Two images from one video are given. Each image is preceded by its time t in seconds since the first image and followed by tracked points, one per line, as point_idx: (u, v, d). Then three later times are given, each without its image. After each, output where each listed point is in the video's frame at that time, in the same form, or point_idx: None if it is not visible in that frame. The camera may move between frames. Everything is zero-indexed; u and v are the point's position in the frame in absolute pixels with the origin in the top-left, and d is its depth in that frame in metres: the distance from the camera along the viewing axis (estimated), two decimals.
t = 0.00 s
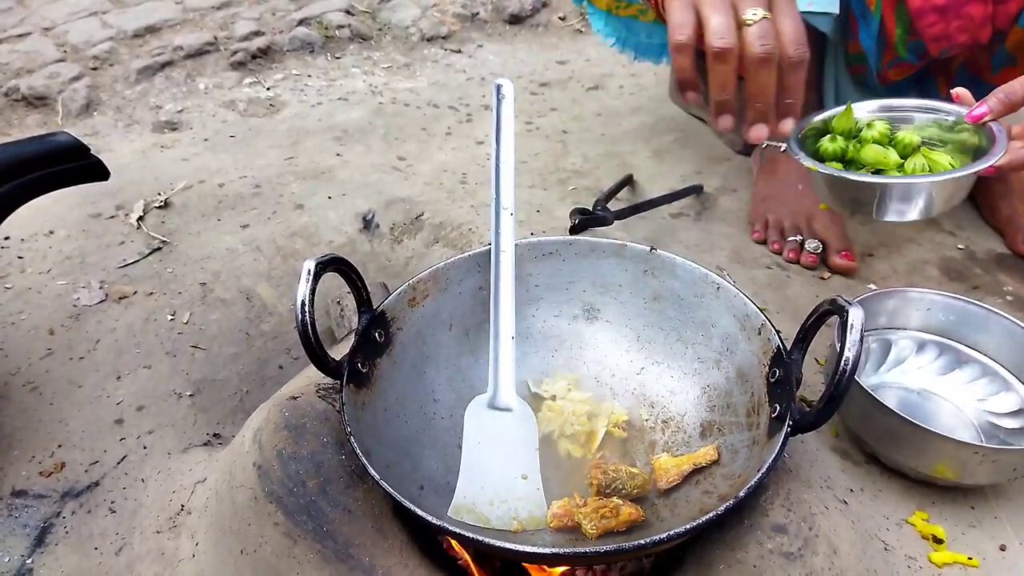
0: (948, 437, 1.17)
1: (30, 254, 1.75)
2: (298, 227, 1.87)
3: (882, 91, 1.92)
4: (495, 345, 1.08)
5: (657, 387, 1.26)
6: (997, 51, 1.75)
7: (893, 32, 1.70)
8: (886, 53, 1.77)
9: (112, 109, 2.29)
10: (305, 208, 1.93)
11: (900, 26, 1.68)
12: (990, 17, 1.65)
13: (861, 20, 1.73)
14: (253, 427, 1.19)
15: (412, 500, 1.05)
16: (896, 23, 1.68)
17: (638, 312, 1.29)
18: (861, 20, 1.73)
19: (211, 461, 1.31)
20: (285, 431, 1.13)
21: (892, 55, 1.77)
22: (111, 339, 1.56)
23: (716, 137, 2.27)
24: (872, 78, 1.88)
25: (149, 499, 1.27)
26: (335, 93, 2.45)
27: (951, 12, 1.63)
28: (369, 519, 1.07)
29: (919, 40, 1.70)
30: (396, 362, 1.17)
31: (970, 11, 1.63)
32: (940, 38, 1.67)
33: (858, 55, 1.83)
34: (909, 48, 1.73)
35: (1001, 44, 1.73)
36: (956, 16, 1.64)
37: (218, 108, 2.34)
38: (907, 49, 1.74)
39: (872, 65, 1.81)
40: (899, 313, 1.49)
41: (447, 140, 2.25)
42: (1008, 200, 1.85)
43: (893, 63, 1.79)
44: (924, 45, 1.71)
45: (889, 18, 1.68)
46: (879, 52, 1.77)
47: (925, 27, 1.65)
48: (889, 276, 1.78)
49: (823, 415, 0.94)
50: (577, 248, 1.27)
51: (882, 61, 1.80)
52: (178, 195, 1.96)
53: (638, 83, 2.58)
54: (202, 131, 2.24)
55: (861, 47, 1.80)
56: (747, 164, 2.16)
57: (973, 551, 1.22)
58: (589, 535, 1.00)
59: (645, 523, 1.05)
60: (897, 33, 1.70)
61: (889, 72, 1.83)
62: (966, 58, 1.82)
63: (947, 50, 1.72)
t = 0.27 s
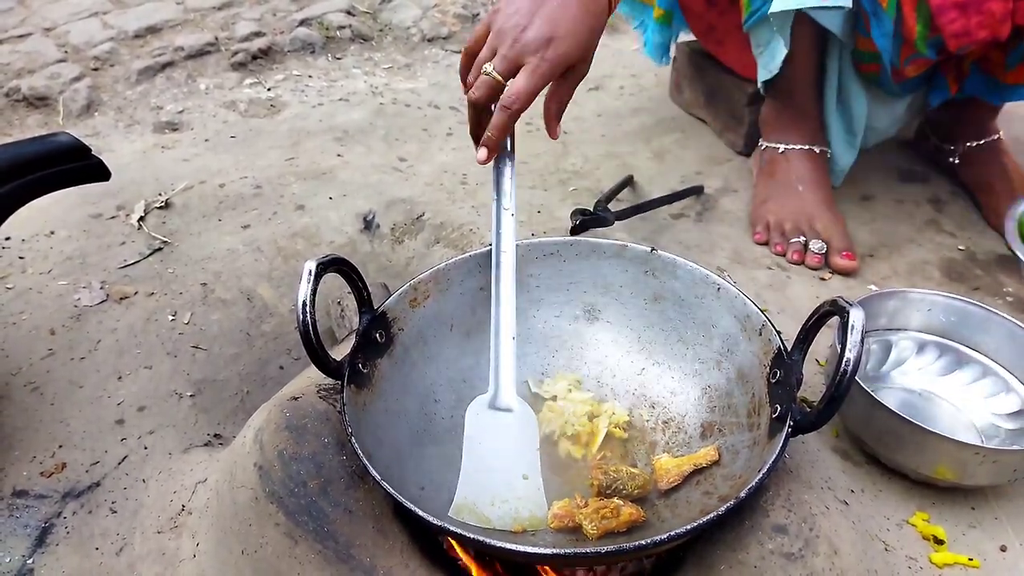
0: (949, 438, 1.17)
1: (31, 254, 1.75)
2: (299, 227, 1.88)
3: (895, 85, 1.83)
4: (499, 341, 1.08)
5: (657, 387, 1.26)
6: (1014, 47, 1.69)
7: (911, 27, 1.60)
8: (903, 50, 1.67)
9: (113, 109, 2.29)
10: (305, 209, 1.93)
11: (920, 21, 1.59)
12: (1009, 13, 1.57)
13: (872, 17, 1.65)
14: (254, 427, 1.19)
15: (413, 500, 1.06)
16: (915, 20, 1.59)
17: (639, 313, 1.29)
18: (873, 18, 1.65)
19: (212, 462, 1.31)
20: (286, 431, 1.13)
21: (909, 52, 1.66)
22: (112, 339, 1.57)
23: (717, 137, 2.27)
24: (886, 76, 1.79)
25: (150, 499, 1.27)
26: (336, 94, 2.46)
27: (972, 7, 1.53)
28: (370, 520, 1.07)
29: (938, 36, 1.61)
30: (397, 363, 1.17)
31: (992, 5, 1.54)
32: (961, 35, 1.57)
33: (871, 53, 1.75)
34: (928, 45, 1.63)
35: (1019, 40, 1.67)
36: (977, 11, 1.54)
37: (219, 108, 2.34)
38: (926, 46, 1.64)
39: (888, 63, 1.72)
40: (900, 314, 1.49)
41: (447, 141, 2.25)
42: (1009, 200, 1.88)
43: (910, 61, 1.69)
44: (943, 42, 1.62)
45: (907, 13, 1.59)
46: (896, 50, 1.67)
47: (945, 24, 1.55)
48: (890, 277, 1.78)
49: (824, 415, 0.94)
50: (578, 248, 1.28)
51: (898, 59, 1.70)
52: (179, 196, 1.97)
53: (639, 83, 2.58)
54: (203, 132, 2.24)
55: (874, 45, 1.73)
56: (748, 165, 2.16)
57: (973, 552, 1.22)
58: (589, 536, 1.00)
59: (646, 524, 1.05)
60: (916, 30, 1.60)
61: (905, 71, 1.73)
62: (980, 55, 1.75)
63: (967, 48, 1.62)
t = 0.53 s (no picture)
0: (949, 439, 1.17)
1: (31, 255, 1.75)
2: (299, 228, 1.88)
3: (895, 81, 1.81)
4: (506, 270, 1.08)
5: (657, 388, 1.26)
6: (1018, 46, 1.70)
7: (917, 23, 1.61)
8: (908, 47, 1.68)
9: (113, 110, 2.29)
10: (305, 210, 1.94)
11: (925, 18, 1.60)
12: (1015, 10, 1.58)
13: (872, 14, 1.65)
14: (254, 428, 1.19)
15: (413, 500, 1.06)
16: (921, 17, 1.60)
17: (639, 314, 1.30)
18: (872, 15, 1.65)
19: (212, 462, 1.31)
20: (286, 432, 1.14)
21: (914, 48, 1.68)
22: (112, 340, 1.57)
23: (716, 139, 2.27)
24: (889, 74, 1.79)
25: (150, 500, 1.27)
26: (336, 95, 2.46)
27: (976, 3, 1.56)
28: (370, 521, 1.08)
29: (943, 32, 1.62)
30: (397, 363, 1.17)
31: (996, 2, 1.56)
32: (965, 31, 1.59)
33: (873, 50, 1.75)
34: (932, 41, 1.65)
35: None
36: (982, 8, 1.56)
37: (219, 109, 2.34)
38: (930, 42, 1.65)
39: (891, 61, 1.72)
40: (899, 315, 1.49)
41: (447, 142, 2.25)
42: (1009, 201, 1.88)
43: (914, 57, 1.70)
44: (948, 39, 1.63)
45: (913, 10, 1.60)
46: (900, 48, 1.68)
47: (949, 20, 1.58)
48: (889, 278, 1.78)
49: (823, 416, 0.94)
50: (578, 249, 1.28)
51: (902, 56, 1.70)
52: (179, 197, 1.97)
53: (638, 84, 2.58)
54: (203, 133, 2.24)
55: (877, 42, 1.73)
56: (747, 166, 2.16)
57: (973, 552, 1.22)
58: (585, 534, 1.02)
59: (645, 525, 1.05)
60: (922, 27, 1.61)
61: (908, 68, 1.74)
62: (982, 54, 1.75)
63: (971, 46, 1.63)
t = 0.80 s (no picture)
0: (948, 439, 1.17)
1: (30, 255, 1.75)
2: (298, 228, 1.88)
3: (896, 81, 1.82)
4: (584, 244, 1.19)
5: (657, 388, 1.26)
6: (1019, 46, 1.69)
7: (917, 22, 1.62)
8: (908, 45, 1.68)
9: (112, 110, 2.29)
10: (305, 209, 1.94)
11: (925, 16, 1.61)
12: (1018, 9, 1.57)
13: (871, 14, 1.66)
14: (253, 428, 1.19)
15: (413, 501, 1.06)
16: (921, 15, 1.61)
17: (639, 314, 1.29)
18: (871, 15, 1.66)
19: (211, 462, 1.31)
20: (286, 432, 1.14)
21: (914, 47, 1.68)
22: (111, 340, 1.57)
23: (716, 139, 2.27)
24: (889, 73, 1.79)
25: (149, 500, 1.27)
26: (336, 95, 2.46)
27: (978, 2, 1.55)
28: (369, 520, 1.08)
29: (943, 31, 1.63)
30: (396, 363, 1.17)
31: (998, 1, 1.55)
32: (966, 31, 1.59)
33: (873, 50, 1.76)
34: (932, 40, 1.65)
35: None
36: (983, 8, 1.56)
37: (218, 109, 2.34)
38: (931, 41, 1.65)
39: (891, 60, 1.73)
40: (899, 315, 1.49)
41: (447, 141, 2.25)
42: (1009, 201, 1.87)
43: (914, 56, 1.70)
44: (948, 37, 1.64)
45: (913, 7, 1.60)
46: (899, 47, 1.69)
47: (951, 18, 1.58)
48: (889, 278, 1.78)
49: (822, 416, 0.94)
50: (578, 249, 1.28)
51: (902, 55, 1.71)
52: (178, 196, 1.97)
53: (638, 84, 2.58)
54: (202, 133, 2.24)
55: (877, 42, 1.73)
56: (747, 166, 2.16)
57: (972, 552, 1.22)
58: (585, 534, 1.02)
59: (644, 526, 1.05)
60: (923, 25, 1.62)
61: (908, 66, 1.74)
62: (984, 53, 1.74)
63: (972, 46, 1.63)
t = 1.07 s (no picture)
0: (949, 441, 1.17)
1: (31, 256, 1.75)
2: (299, 229, 1.88)
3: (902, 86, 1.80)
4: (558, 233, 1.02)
5: (658, 390, 1.26)
6: None
7: (927, 23, 1.63)
8: (917, 47, 1.69)
9: (113, 111, 2.30)
10: (305, 211, 1.94)
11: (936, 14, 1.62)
12: None
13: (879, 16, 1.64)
14: (254, 429, 1.19)
15: (413, 502, 1.06)
16: (931, 15, 1.62)
17: (640, 315, 1.30)
18: (879, 18, 1.64)
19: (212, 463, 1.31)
20: (287, 434, 1.14)
21: (923, 48, 1.69)
22: (112, 341, 1.57)
23: (717, 140, 2.27)
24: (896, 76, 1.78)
25: (150, 502, 1.27)
26: (336, 96, 2.46)
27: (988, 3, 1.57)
28: (370, 521, 1.08)
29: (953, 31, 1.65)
30: (397, 365, 1.17)
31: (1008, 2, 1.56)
32: (976, 32, 1.60)
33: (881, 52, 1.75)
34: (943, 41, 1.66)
35: None
36: (993, 8, 1.57)
37: (219, 110, 2.35)
38: (940, 42, 1.67)
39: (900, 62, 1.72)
40: (900, 317, 1.49)
41: (447, 143, 2.25)
42: (1010, 203, 1.87)
43: (922, 57, 1.70)
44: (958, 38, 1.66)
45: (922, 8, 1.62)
46: (908, 48, 1.69)
47: (960, 20, 1.59)
48: (889, 279, 1.78)
49: (823, 417, 0.94)
50: (578, 250, 1.28)
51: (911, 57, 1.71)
52: (179, 198, 1.97)
53: (639, 86, 2.58)
54: (203, 134, 2.24)
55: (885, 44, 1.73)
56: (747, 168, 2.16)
57: (973, 554, 1.22)
58: (585, 536, 1.02)
59: (645, 527, 1.05)
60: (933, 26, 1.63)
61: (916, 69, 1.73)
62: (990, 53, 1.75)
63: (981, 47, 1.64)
